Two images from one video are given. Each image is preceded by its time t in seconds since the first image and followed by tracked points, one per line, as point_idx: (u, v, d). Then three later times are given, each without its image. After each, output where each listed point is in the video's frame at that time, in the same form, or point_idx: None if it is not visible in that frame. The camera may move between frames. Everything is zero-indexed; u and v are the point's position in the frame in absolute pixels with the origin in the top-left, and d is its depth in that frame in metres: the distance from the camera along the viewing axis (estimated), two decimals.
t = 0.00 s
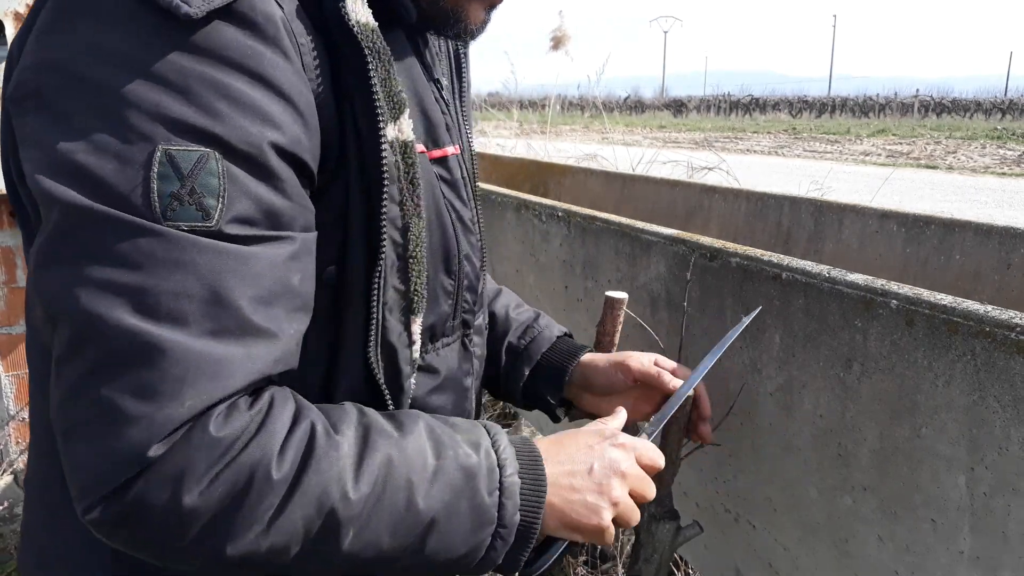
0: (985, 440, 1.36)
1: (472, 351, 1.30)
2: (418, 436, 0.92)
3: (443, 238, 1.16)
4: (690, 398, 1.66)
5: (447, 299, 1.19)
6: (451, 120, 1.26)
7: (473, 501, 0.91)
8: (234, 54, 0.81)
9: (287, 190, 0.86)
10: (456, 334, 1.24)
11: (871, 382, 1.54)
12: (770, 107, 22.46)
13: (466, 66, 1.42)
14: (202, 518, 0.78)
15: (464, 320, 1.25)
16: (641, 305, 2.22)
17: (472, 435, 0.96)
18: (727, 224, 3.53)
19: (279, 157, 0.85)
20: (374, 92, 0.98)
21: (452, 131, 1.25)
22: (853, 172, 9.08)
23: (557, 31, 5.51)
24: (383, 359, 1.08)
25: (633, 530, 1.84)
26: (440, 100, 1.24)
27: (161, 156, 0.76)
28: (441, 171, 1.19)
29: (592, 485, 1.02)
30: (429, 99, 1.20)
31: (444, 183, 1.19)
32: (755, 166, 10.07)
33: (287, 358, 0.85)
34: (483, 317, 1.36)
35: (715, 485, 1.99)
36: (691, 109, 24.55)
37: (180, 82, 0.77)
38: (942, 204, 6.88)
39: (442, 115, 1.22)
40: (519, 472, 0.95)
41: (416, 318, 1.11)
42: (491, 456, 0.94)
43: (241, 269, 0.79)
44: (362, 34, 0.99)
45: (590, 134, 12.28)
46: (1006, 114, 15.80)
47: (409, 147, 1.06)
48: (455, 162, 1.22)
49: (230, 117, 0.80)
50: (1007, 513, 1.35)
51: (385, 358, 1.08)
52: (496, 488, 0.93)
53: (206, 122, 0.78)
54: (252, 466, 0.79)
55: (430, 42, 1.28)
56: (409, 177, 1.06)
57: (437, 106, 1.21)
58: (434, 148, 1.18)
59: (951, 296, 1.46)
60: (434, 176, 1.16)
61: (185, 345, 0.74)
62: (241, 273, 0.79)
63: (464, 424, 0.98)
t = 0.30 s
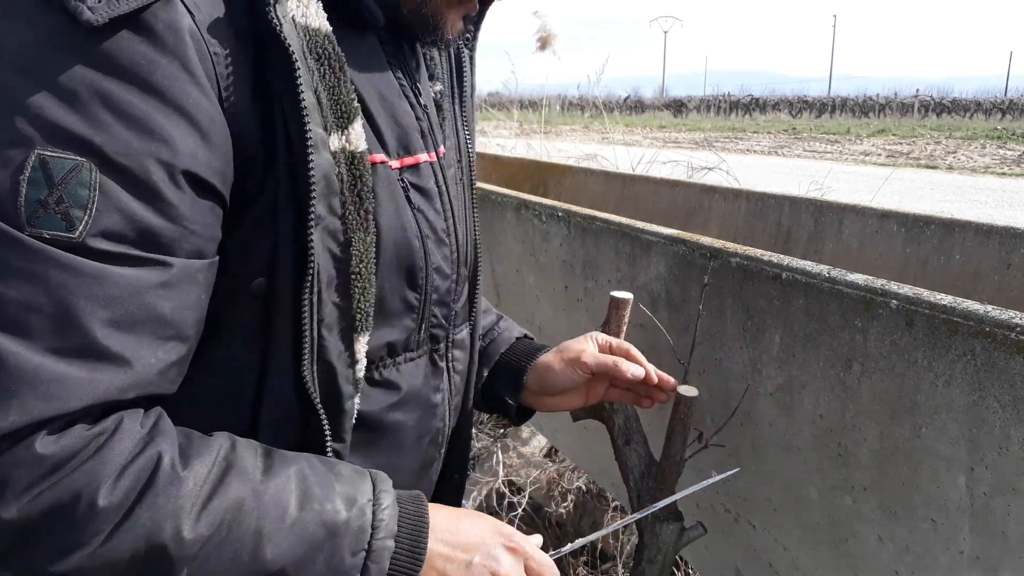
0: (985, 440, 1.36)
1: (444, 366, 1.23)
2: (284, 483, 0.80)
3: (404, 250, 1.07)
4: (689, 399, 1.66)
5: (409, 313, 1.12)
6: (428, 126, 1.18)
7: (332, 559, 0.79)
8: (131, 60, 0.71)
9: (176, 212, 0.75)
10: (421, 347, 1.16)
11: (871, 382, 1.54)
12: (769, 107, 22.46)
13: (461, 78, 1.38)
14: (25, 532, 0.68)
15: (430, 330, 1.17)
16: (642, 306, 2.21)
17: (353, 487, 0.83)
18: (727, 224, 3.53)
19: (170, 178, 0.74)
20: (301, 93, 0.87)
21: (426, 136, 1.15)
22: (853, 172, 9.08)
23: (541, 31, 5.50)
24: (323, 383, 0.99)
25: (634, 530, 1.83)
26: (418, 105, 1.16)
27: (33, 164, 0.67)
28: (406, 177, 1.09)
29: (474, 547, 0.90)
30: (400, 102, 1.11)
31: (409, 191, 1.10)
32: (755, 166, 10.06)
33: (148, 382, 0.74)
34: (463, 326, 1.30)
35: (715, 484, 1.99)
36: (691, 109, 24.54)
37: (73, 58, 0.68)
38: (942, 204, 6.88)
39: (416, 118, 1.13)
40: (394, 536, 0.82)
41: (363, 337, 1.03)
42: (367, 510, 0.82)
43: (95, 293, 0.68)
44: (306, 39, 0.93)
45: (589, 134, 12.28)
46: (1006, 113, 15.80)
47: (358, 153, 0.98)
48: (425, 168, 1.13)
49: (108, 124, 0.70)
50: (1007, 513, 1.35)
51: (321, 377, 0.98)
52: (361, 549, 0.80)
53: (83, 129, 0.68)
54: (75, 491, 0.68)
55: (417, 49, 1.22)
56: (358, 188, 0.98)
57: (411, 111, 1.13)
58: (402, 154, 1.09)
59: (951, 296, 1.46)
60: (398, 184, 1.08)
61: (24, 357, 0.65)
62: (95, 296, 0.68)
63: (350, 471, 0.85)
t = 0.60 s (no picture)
0: (986, 440, 1.36)
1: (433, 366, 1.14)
2: (253, 458, 0.75)
3: (380, 249, 0.98)
4: (689, 399, 1.66)
5: (390, 312, 1.03)
6: (408, 125, 1.10)
7: (305, 527, 0.75)
8: (92, 75, 0.67)
9: (140, 225, 0.69)
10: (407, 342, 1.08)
11: (871, 382, 1.54)
12: (770, 107, 22.47)
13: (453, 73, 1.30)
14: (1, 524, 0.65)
15: (416, 328, 1.09)
16: (642, 306, 2.21)
17: (320, 457, 0.79)
18: (726, 224, 3.53)
19: (133, 191, 0.69)
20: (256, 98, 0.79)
21: (404, 137, 1.07)
22: (853, 172, 9.08)
23: (547, 31, 5.52)
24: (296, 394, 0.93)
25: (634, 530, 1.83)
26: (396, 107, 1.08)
27: None
28: (382, 176, 1.01)
29: (452, 490, 0.90)
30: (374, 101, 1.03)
31: (387, 188, 1.01)
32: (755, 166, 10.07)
33: (116, 388, 0.69)
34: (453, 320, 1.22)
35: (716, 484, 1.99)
36: (691, 109, 24.55)
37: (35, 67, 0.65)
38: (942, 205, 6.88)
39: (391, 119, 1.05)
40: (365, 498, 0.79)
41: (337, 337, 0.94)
42: (336, 476, 0.78)
43: (57, 302, 0.64)
44: (271, 48, 0.87)
45: (589, 134, 12.28)
46: (1006, 114, 15.81)
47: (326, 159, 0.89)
48: (403, 166, 1.04)
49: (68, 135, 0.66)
50: (1007, 513, 1.35)
51: (292, 378, 0.90)
52: (335, 514, 0.77)
53: (45, 141, 0.65)
54: (49, 480, 0.64)
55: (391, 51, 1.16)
56: (326, 187, 0.89)
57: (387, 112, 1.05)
58: (378, 154, 1.01)
59: (951, 296, 1.46)
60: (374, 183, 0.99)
61: None
62: (60, 304, 0.64)
63: (318, 441, 0.80)
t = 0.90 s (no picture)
0: (984, 439, 1.37)
1: (409, 365, 1.10)
2: (226, 400, 0.80)
3: (336, 235, 0.95)
4: (688, 398, 1.67)
5: (348, 300, 0.99)
6: (391, 128, 1.07)
7: (270, 465, 0.80)
8: (62, 58, 0.70)
9: (117, 190, 0.73)
10: (372, 333, 1.03)
11: (869, 382, 1.55)
12: (768, 108, 22.51)
13: (466, 85, 1.25)
14: None
15: (384, 323, 1.04)
16: (641, 305, 2.22)
17: (292, 405, 0.83)
18: (725, 224, 3.54)
19: (109, 162, 0.72)
20: (197, 85, 0.79)
21: (381, 137, 1.04)
22: (852, 172, 9.10)
23: (554, 34, 5.52)
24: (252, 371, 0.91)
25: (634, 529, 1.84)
26: (377, 108, 1.05)
27: None
28: (348, 171, 0.99)
29: (418, 459, 0.90)
30: (349, 99, 1.01)
31: (353, 182, 0.98)
32: (754, 167, 10.08)
33: (102, 325, 0.74)
34: (436, 321, 1.17)
35: (714, 483, 2.00)
36: (690, 110, 24.56)
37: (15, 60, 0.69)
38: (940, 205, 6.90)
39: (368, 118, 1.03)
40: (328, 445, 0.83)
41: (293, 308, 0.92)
42: (304, 423, 0.82)
43: (43, 255, 0.69)
44: (236, 47, 0.87)
45: (589, 134, 12.29)
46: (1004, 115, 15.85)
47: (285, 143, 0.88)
48: (375, 162, 1.01)
49: (44, 101, 0.69)
50: (1005, 512, 1.35)
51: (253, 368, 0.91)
52: (299, 454, 0.81)
53: (24, 113, 0.69)
54: (39, 406, 0.70)
55: (384, 62, 1.14)
56: (282, 168, 0.87)
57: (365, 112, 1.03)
58: (346, 150, 0.99)
59: (950, 296, 1.47)
60: (337, 176, 0.97)
61: None
62: (46, 254, 0.69)
63: (292, 393, 0.85)
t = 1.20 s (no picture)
0: (983, 439, 1.37)
1: (342, 361, 1.11)
2: (82, 354, 0.88)
3: (260, 231, 1.01)
4: (689, 398, 1.67)
5: (268, 293, 1.04)
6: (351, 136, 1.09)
7: (94, 421, 0.86)
8: None
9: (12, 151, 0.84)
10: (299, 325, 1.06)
11: (869, 383, 1.55)
12: (768, 107, 22.50)
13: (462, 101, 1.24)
14: None
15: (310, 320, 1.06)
16: (642, 305, 2.22)
17: (139, 370, 0.89)
18: (725, 225, 3.54)
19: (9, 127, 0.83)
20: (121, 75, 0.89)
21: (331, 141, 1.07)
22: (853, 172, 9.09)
23: (558, 35, 5.52)
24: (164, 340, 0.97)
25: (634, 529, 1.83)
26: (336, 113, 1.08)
27: None
28: (286, 169, 1.03)
29: (236, 456, 0.89)
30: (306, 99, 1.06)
31: (289, 180, 1.03)
32: (755, 167, 10.07)
33: None
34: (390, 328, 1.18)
35: (715, 483, 2.00)
36: (690, 110, 24.55)
37: None
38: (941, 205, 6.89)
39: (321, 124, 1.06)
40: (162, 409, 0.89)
41: (201, 292, 0.97)
42: (140, 390, 0.88)
43: None
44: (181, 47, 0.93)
45: (590, 134, 12.27)
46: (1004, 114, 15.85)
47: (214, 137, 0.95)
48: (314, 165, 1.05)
49: None
50: (1005, 513, 1.35)
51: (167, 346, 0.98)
52: (120, 419, 0.87)
53: None
54: None
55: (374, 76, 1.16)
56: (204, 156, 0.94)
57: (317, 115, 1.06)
58: (287, 148, 1.04)
59: (951, 296, 1.47)
60: (275, 173, 1.02)
61: None
62: None
63: (148, 361, 0.91)
